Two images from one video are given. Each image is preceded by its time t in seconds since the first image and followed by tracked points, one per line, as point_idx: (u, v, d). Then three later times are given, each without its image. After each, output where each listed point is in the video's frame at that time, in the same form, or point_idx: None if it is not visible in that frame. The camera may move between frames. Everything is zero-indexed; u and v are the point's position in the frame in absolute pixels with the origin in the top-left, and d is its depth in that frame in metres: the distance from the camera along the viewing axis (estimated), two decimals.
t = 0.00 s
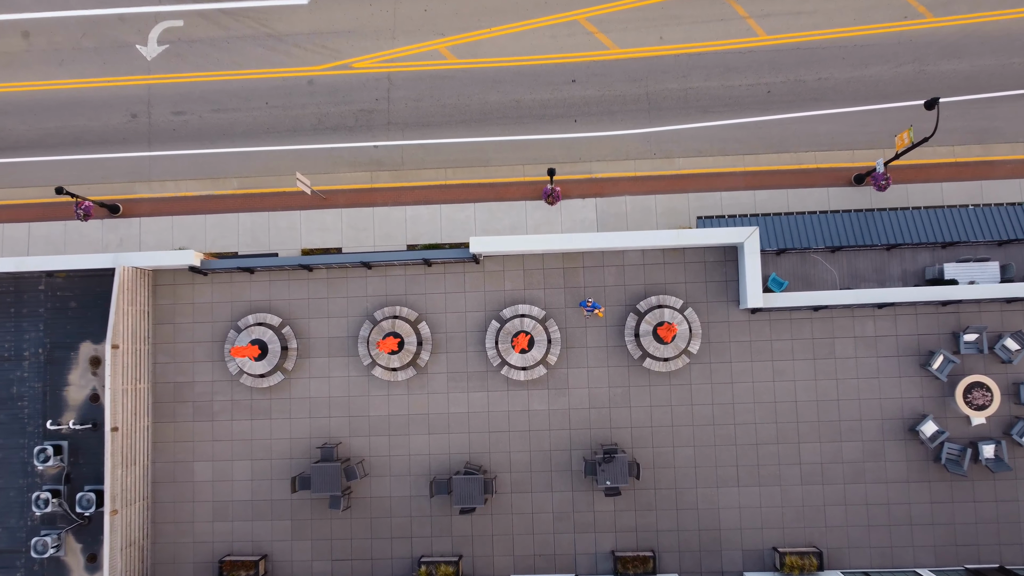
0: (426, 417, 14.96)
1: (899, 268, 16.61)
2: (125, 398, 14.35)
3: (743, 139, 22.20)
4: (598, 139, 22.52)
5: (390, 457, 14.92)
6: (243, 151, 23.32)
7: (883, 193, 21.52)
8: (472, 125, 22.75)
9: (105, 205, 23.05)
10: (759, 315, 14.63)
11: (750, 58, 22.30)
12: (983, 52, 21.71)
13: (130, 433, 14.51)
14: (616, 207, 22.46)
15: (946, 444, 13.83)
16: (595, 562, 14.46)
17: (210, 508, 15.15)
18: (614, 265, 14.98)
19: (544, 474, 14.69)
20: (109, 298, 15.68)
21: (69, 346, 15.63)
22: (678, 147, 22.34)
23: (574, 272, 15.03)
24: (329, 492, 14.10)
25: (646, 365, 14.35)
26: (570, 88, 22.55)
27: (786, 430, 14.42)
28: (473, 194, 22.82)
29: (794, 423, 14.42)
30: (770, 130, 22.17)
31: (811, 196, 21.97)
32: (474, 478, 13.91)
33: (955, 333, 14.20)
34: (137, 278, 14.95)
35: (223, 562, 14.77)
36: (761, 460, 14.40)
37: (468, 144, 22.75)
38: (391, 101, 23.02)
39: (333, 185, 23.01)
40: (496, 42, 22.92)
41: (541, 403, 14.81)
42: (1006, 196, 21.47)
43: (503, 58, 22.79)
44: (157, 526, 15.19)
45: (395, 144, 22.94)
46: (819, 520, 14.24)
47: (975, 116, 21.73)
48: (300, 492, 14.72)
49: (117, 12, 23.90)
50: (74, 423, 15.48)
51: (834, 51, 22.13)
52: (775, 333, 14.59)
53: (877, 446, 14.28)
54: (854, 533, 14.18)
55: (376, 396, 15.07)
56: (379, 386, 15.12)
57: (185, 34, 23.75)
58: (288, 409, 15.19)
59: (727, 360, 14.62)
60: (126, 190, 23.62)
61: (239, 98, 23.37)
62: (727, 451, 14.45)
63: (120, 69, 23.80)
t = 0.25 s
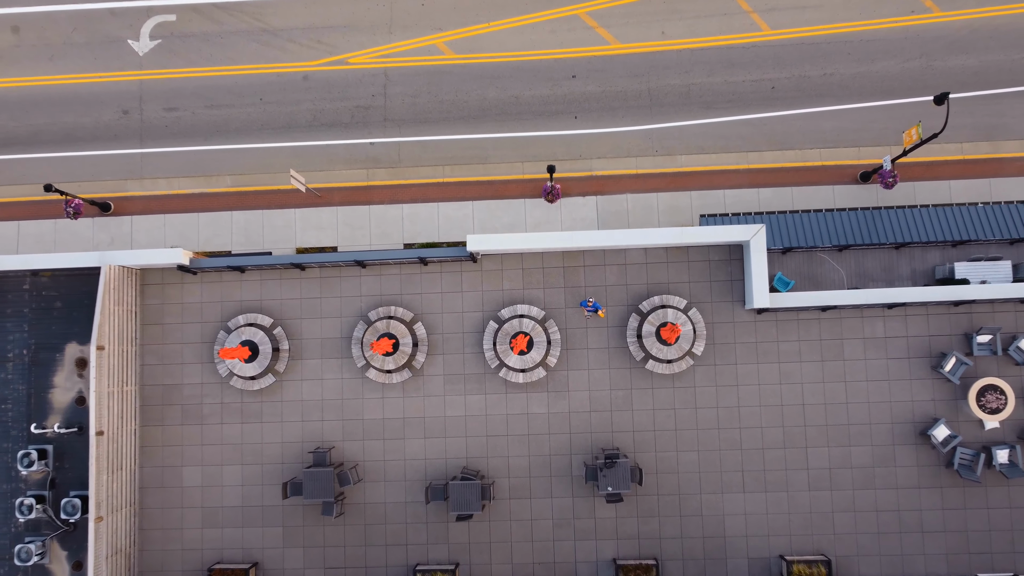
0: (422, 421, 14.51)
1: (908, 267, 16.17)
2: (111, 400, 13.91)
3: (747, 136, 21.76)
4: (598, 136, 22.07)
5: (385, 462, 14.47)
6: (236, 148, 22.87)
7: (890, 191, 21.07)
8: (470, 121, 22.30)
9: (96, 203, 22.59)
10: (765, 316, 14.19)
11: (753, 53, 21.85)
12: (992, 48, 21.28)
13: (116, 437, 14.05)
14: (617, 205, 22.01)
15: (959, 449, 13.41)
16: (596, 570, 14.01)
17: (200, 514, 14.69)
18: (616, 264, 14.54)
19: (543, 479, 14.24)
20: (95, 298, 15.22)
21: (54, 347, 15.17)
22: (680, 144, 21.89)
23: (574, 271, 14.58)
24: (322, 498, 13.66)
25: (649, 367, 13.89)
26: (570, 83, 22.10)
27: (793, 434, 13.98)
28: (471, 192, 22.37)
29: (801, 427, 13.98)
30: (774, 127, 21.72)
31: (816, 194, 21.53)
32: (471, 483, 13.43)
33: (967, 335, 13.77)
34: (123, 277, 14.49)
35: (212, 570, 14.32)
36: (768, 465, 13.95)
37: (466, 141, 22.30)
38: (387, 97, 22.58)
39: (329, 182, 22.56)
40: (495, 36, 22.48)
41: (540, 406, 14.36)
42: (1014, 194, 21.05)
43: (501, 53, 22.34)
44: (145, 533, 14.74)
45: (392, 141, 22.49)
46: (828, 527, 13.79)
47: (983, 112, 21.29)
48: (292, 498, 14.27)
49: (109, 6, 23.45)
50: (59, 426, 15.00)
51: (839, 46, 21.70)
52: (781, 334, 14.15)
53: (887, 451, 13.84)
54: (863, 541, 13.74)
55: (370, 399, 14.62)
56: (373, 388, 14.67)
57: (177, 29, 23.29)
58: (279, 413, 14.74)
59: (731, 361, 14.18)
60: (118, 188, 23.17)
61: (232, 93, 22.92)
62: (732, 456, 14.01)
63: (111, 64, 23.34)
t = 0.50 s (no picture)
0: (418, 425, 14.06)
1: (918, 266, 15.72)
2: (96, 403, 13.45)
3: (751, 132, 21.32)
4: (599, 133, 21.63)
5: (379, 467, 14.03)
6: (230, 145, 22.44)
7: (897, 189, 20.62)
8: (468, 118, 21.86)
9: (86, 201, 22.13)
10: (771, 316, 13.75)
11: (757, 48, 21.41)
12: (1000, 43, 20.84)
13: (101, 441, 13.59)
14: (618, 203, 21.56)
15: (973, 454, 12.96)
16: None
17: (188, 521, 14.24)
18: (618, 263, 14.09)
19: (543, 485, 13.79)
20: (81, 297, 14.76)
21: (39, 348, 14.68)
22: (682, 141, 21.46)
23: (574, 270, 14.13)
24: (314, 505, 13.21)
25: (652, 369, 13.42)
26: (570, 79, 21.66)
27: (801, 438, 13.54)
28: (469, 190, 21.92)
29: (809, 431, 13.54)
30: (778, 123, 21.28)
31: (822, 191, 21.07)
32: (468, 489, 13.00)
33: (981, 336, 13.33)
34: (109, 276, 14.03)
35: None
36: (774, 471, 13.50)
37: (464, 138, 21.85)
38: (384, 92, 22.13)
39: (324, 180, 22.11)
40: (494, 31, 22.04)
41: (540, 410, 13.91)
42: None
43: (500, 48, 21.91)
44: (132, 540, 14.27)
45: (389, 138, 22.04)
46: (837, 534, 13.35)
47: (992, 108, 20.84)
48: (283, 504, 13.82)
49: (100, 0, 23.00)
50: (44, 430, 14.51)
51: (845, 41, 21.26)
52: (789, 335, 13.71)
53: (897, 456, 13.39)
54: (873, 549, 13.30)
55: (364, 402, 14.17)
56: (367, 391, 14.22)
57: (170, 23, 22.85)
58: (270, 416, 14.29)
59: (737, 363, 13.74)
60: (109, 185, 22.71)
61: (226, 89, 22.47)
62: (737, 461, 13.56)
63: (102, 59, 22.89)
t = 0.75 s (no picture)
0: (413, 429, 13.62)
1: (928, 265, 15.27)
2: (81, 406, 12.99)
3: (755, 129, 20.87)
4: (600, 129, 21.19)
5: (373, 473, 13.58)
6: (223, 141, 21.99)
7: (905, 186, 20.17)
8: (466, 114, 21.42)
9: (76, 198, 21.68)
10: (778, 317, 13.31)
11: (761, 43, 20.98)
12: (1010, 37, 20.39)
13: (85, 446, 13.13)
14: (619, 200, 21.11)
15: (987, 460, 12.50)
16: None
17: (176, 528, 13.79)
18: (619, 261, 13.65)
19: (542, 491, 13.35)
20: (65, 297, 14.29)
21: (22, 350, 14.17)
22: (685, 137, 21.02)
23: (575, 269, 13.68)
24: (305, 512, 12.77)
25: (655, 371, 12.97)
26: (570, 74, 21.21)
27: (809, 443, 13.10)
28: (467, 187, 21.46)
29: (818, 435, 13.11)
30: (783, 120, 20.84)
31: (828, 189, 20.63)
32: (465, 496, 12.55)
33: (995, 337, 12.88)
34: (94, 275, 13.56)
35: None
36: (782, 477, 13.06)
37: (462, 134, 21.41)
38: (380, 88, 21.68)
39: (319, 177, 21.65)
40: (492, 26, 21.60)
41: (539, 413, 13.47)
42: None
43: (499, 43, 21.46)
44: (118, 548, 13.81)
45: (385, 134, 21.59)
46: (846, 542, 12.91)
47: (1001, 105, 20.39)
48: (274, 511, 13.37)
49: None
50: (27, 434, 13.99)
51: (850, 36, 20.82)
52: (796, 337, 13.27)
53: (909, 461, 12.95)
54: (884, 558, 12.85)
55: (358, 406, 13.72)
56: (361, 394, 13.77)
57: (162, 18, 22.40)
58: (261, 420, 13.84)
59: (743, 365, 13.29)
60: (100, 183, 22.25)
61: (219, 85, 22.03)
62: (744, 467, 13.12)
63: (93, 54, 22.43)
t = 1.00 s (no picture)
0: (408, 432, 13.17)
1: (938, 264, 14.82)
2: (63, 409, 12.53)
3: (759, 124, 20.43)
4: (601, 125, 20.73)
5: (367, 478, 13.13)
6: (216, 137, 21.53)
7: (912, 183, 19.73)
8: (464, 109, 20.97)
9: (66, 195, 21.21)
10: (786, 317, 12.86)
11: (766, 37, 20.54)
12: (1019, 31, 19.96)
13: (68, 450, 12.66)
14: (620, 198, 20.65)
15: (1002, 465, 12.06)
16: None
17: (163, 535, 13.34)
18: (621, 259, 13.20)
19: (541, 497, 12.90)
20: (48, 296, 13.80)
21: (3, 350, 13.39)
22: (687, 133, 20.57)
23: (575, 268, 13.24)
24: (296, 519, 12.32)
25: (658, 373, 12.52)
26: (570, 69, 20.76)
27: (817, 447, 12.66)
28: (465, 184, 21.01)
29: (826, 439, 12.67)
30: (788, 115, 20.39)
31: (833, 186, 20.18)
32: (462, 502, 12.11)
33: (1010, 338, 12.44)
34: (78, 273, 13.08)
35: None
36: (789, 483, 12.62)
37: (459, 130, 20.97)
38: (376, 83, 21.22)
39: (314, 174, 21.20)
40: (491, 19, 21.15)
41: (538, 416, 13.02)
42: None
43: (498, 37, 21.01)
44: (102, 556, 13.35)
45: (381, 130, 21.15)
46: (856, 550, 12.47)
47: (1011, 100, 19.95)
48: (263, 517, 12.91)
49: None
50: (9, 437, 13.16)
51: (857, 30, 20.38)
52: (804, 337, 12.83)
53: (921, 466, 12.49)
54: (895, 567, 12.40)
55: (351, 408, 13.28)
56: (354, 396, 13.32)
57: (154, 11, 21.94)
58: (251, 423, 13.39)
59: (749, 367, 12.85)
60: (90, 180, 21.79)
61: (212, 80, 21.56)
62: (750, 472, 12.67)
63: (83, 49, 21.95)
